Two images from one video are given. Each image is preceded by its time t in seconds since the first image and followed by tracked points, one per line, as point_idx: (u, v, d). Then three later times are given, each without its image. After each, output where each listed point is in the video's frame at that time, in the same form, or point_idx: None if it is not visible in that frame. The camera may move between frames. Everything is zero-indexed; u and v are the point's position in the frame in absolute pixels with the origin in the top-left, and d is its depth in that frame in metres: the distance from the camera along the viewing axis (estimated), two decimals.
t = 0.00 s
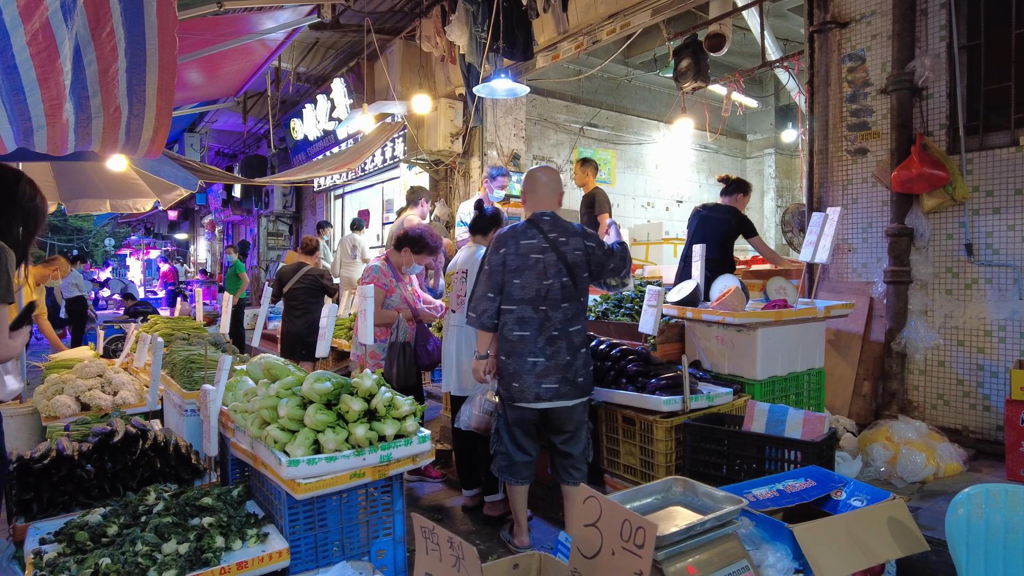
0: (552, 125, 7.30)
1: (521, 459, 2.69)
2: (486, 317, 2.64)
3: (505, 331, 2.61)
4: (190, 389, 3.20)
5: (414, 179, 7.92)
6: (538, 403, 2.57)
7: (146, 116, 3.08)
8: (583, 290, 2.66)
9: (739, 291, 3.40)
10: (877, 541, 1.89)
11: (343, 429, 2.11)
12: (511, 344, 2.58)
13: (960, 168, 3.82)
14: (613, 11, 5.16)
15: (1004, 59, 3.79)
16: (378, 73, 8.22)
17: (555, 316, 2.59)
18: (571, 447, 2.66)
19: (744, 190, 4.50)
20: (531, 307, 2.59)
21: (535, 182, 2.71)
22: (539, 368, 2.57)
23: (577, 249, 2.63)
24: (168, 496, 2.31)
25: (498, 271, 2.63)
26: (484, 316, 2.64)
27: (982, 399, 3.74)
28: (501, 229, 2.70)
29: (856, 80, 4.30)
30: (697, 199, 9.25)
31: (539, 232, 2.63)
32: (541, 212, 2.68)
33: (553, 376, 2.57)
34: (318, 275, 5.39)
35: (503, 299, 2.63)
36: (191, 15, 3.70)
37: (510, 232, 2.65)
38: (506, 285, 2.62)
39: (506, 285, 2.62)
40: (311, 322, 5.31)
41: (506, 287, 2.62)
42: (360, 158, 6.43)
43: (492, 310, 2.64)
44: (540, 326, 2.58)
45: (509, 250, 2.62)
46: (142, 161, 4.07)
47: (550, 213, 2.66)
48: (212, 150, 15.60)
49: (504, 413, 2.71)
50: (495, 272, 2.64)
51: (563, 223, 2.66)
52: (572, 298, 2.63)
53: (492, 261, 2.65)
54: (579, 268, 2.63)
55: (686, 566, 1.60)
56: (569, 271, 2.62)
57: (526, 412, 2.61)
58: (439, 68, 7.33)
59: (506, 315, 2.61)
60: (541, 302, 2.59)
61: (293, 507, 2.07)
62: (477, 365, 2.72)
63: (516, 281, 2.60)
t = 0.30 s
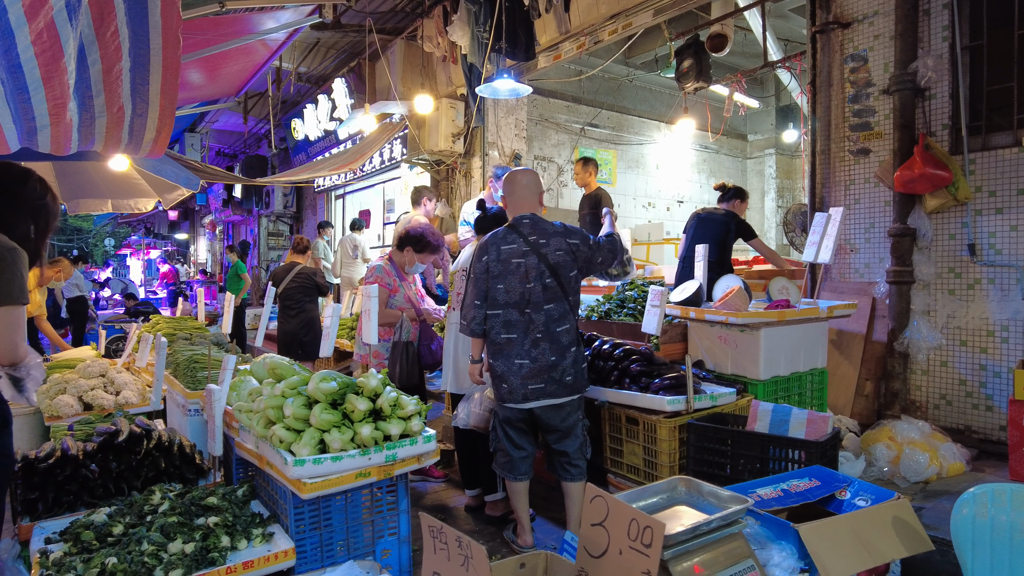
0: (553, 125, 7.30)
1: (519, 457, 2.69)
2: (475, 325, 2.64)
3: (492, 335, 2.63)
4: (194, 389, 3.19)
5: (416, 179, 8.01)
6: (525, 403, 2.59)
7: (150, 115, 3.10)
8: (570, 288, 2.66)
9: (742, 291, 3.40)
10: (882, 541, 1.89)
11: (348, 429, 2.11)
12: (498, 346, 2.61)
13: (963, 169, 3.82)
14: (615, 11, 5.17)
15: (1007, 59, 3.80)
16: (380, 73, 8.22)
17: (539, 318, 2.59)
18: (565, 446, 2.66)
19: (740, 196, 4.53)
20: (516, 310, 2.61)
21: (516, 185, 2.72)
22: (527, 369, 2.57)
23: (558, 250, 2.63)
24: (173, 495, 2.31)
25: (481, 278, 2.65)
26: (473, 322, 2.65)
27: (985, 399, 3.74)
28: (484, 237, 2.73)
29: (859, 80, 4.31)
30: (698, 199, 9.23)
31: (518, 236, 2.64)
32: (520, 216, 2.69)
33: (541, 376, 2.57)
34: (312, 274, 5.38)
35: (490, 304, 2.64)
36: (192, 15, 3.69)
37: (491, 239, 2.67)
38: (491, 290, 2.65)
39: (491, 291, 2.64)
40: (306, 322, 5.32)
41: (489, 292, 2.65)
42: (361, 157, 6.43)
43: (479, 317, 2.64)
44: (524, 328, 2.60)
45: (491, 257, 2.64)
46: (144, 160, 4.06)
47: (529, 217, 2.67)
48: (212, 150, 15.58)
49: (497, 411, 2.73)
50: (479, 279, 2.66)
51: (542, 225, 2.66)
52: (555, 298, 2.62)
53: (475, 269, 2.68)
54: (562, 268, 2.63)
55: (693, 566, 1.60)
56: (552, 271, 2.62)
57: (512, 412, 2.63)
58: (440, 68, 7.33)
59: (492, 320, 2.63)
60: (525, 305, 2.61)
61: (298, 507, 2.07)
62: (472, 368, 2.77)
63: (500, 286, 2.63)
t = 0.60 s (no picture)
0: (559, 125, 7.29)
1: (527, 456, 2.70)
2: (478, 323, 2.66)
3: (497, 334, 2.63)
4: (203, 388, 3.19)
5: (422, 180, 8.00)
6: (534, 400, 2.58)
7: (157, 115, 3.09)
8: (574, 283, 2.66)
9: (751, 291, 3.39)
10: (894, 542, 1.88)
11: (359, 428, 2.11)
12: (504, 345, 2.61)
13: (973, 168, 3.80)
14: (622, 10, 5.16)
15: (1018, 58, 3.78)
16: (386, 73, 8.24)
17: (543, 314, 2.59)
18: (571, 445, 2.67)
19: (753, 198, 4.53)
20: (520, 308, 2.61)
21: (514, 183, 2.71)
22: (540, 362, 2.58)
23: (559, 245, 2.63)
24: (184, 494, 2.32)
25: (483, 277, 2.66)
26: (478, 321, 2.67)
27: (996, 400, 3.72)
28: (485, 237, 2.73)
29: (867, 80, 4.30)
30: (704, 198, 9.20)
31: (518, 234, 2.64)
32: (520, 213, 2.69)
33: (547, 373, 2.57)
34: (315, 273, 5.39)
35: (493, 303, 2.65)
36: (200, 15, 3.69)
37: (491, 239, 2.68)
38: (493, 289, 2.65)
39: (493, 290, 2.65)
40: (310, 322, 5.32)
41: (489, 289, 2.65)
42: (368, 157, 6.43)
43: (483, 315, 2.66)
44: (528, 326, 2.60)
45: (492, 256, 2.65)
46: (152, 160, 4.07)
47: (529, 214, 2.66)
48: (218, 150, 15.63)
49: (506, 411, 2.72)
50: (482, 278, 2.67)
51: (541, 221, 2.65)
52: (558, 293, 2.62)
53: (477, 269, 2.69)
54: (562, 262, 2.62)
55: (704, 565, 1.60)
56: (553, 266, 2.61)
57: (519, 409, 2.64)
58: (447, 68, 7.34)
59: (496, 319, 2.64)
60: (528, 302, 2.61)
61: (308, 506, 2.07)
62: (479, 366, 2.81)
63: (502, 284, 2.63)
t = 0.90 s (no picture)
0: (575, 125, 7.25)
1: (551, 457, 2.70)
2: (509, 320, 2.64)
3: (528, 331, 2.62)
4: (224, 387, 3.22)
5: (438, 180, 8.03)
6: (565, 399, 2.59)
7: (180, 117, 3.10)
8: (605, 281, 2.66)
9: (771, 291, 3.37)
10: (919, 545, 1.85)
11: (379, 427, 2.12)
12: (534, 343, 2.60)
13: (999, 166, 3.73)
14: (639, 9, 5.14)
15: None
16: (403, 74, 8.28)
17: (576, 312, 2.58)
18: (599, 446, 2.67)
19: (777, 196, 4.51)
20: (552, 306, 2.59)
21: (549, 182, 2.73)
22: (562, 365, 2.57)
23: (593, 244, 2.61)
24: (206, 491, 2.35)
25: (516, 273, 2.63)
26: (508, 318, 2.65)
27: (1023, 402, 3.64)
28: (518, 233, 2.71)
29: (889, 77, 4.24)
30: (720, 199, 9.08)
31: (553, 232, 2.62)
32: (554, 212, 2.67)
33: (579, 372, 2.58)
34: (333, 273, 5.43)
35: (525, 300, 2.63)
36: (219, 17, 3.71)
37: (525, 235, 2.65)
38: (525, 286, 2.63)
39: (526, 287, 2.63)
40: (329, 321, 5.37)
41: (521, 286, 2.63)
42: (385, 158, 6.45)
43: (514, 313, 2.64)
44: (562, 323, 2.58)
45: (526, 252, 2.61)
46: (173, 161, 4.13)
47: (563, 213, 2.64)
48: (237, 152, 15.79)
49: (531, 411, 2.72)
50: (514, 275, 2.64)
51: (576, 220, 2.64)
52: (592, 292, 2.61)
53: (509, 265, 2.66)
54: (596, 262, 2.61)
55: (725, 566, 1.59)
56: (587, 265, 2.60)
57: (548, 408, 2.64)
58: (463, 69, 7.36)
59: (528, 316, 2.62)
60: (561, 300, 2.59)
61: (329, 503, 2.09)
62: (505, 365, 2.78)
63: (535, 281, 2.61)
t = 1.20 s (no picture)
0: (602, 124, 7.21)
1: (590, 462, 2.76)
2: (565, 312, 2.72)
3: (585, 326, 2.71)
4: (257, 385, 3.29)
5: (466, 180, 8.08)
6: (617, 400, 2.65)
7: (214, 121, 3.14)
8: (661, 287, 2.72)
9: (803, 292, 3.32)
10: (956, 551, 1.81)
11: (410, 426, 2.15)
12: (592, 339, 2.69)
13: None
14: (667, 8, 5.10)
15: None
16: (431, 76, 8.34)
17: (636, 312, 2.67)
18: (641, 450, 2.73)
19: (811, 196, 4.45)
20: (611, 303, 2.67)
21: (612, 181, 2.77)
22: (619, 364, 2.65)
23: (657, 248, 2.67)
24: (240, 488, 2.40)
25: (578, 267, 2.71)
26: (564, 310, 2.72)
27: None
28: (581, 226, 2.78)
29: (925, 73, 4.14)
30: (751, 197, 8.96)
31: (618, 229, 2.68)
32: (619, 211, 2.73)
33: (634, 373, 2.65)
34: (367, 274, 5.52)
35: (584, 293, 2.72)
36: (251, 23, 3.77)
37: (591, 229, 2.72)
38: (586, 280, 2.71)
39: (586, 281, 2.71)
40: (360, 322, 5.46)
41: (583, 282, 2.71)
42: (413, 160, 6.37)
43: (571, 305, 2.72)
44: (620, 322, 2.66)
45: (590, 246, 2.69)
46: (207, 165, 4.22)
47: (629, 213, 2.70)
48: (268, 155, 16.09)
49: (577, 411, 2.77)
50: (575, 268, 2.71)
51: (642, 222, 2.69)
52: (652, 293, 2.70)
53: (571, 257, 2.72)
54: (658, 266, 2.68)
55: (756, 570, 1.56)
56: (649, 267, 2.67)
57: (601, 410, 2.69)
58: (490, 70, 7.39)
59: (586, 311, 2.71)
60: (621, 298, 2.67)
61: (360, 501, 2.13)
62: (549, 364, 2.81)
63: (596, 277, 2.68)
